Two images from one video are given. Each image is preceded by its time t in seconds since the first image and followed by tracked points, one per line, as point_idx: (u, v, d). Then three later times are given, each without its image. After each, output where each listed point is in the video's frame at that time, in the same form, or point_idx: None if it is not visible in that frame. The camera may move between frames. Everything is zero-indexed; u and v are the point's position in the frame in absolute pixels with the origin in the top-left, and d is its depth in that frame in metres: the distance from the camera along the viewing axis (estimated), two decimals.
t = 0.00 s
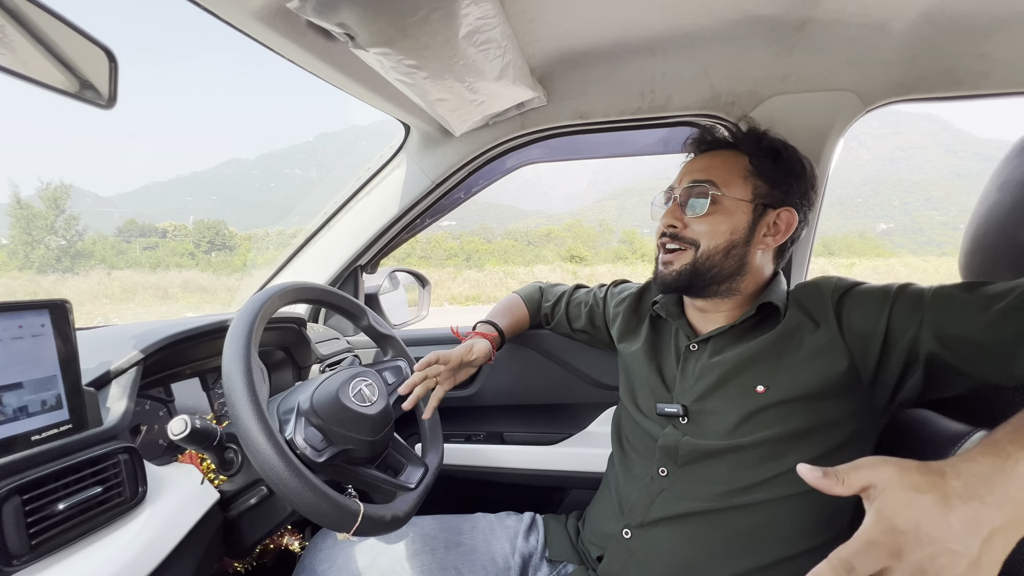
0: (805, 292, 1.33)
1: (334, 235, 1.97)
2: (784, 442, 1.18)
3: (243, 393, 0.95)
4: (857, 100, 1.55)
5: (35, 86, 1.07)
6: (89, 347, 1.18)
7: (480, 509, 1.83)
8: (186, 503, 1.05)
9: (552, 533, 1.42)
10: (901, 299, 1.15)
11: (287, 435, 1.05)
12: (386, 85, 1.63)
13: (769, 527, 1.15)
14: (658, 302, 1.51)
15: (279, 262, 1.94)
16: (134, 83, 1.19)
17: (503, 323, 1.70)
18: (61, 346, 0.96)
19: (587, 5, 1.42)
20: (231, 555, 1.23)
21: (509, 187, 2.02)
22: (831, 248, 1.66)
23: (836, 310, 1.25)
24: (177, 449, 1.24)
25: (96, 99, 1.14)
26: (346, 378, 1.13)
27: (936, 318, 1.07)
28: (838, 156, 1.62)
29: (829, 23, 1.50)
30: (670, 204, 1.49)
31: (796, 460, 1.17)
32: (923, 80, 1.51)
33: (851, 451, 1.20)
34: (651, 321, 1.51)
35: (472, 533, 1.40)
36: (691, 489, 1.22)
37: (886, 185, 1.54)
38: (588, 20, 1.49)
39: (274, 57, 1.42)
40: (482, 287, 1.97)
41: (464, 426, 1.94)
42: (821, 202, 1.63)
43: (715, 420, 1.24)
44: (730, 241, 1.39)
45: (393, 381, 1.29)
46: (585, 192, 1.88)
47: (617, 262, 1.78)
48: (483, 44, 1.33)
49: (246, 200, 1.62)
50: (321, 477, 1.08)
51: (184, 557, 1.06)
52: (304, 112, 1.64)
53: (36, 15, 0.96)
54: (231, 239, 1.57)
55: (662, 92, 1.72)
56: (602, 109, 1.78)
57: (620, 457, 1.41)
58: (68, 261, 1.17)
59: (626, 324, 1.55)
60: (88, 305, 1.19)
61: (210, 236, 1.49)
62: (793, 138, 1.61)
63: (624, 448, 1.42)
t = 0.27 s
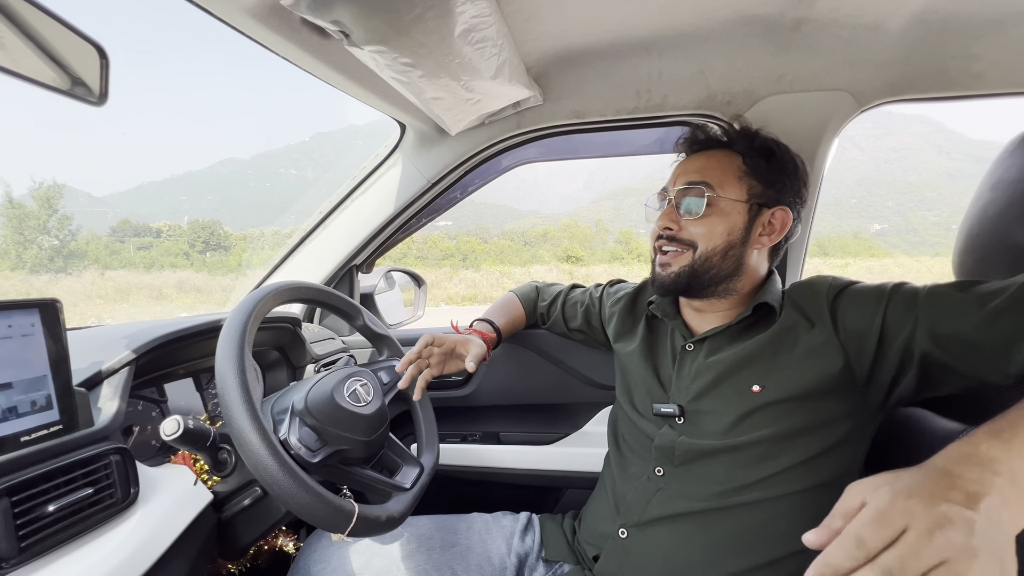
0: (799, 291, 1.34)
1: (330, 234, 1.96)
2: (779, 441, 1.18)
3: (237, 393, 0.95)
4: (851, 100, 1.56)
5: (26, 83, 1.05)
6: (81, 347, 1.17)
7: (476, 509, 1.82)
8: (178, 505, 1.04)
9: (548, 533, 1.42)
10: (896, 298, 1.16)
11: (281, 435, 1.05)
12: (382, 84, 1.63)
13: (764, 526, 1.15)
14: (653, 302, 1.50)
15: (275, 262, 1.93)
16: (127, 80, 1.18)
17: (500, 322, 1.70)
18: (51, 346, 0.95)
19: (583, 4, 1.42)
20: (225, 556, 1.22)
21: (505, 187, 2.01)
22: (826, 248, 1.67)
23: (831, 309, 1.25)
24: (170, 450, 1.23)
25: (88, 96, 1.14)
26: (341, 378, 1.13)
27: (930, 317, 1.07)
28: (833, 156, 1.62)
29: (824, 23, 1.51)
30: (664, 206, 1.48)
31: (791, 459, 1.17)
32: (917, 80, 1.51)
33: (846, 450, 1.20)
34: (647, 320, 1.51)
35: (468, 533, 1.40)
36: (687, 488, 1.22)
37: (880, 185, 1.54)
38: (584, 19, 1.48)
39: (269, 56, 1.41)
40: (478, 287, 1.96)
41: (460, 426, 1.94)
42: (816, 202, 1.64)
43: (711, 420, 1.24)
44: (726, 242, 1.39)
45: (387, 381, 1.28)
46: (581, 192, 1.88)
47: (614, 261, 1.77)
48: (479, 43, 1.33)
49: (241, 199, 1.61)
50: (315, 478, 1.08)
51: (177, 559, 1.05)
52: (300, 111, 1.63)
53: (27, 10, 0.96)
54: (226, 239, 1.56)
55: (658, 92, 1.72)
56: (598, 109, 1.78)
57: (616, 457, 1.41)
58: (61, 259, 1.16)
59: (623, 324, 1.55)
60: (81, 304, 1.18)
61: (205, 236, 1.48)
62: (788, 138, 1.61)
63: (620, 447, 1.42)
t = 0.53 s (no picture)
0: (791, 291, 1.34)
1: (324, 234, 1.96)
2: (773, 441, 1.18)
3: (229, 393, 0.94)
4: (844, 101, 1.57)
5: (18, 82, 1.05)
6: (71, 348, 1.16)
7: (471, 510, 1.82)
8: (169, 507, 1.03)
9: (543, 533, 1.42)
10: (887, 297, 1.16)
11: (274, 436, 1.04)
12: (376, 84, 1.63)
13: (758, 526, 1.15)
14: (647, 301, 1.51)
15: (269, 262, 1.92)
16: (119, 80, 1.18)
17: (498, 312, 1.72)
18: (40, 347, 0.94)
19: (577, 5, 1.43)
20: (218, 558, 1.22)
21: (500, 187, 2.01)
22: (820, 249, 1.67)
23: (823, 309, 1.26)
24: (161, 452, 1.23)
25: (78, 94, 1.11)
26: (334, 378, 1.13)
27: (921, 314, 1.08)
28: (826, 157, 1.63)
29: (817, 24, 1.51)
30: (660, 206, 1.48)
31: (784, 459, 1.17)
32: (909, 81, 1.52)
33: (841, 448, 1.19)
34: (642, 320, 1.51)
35: (462, 534, 1.40)
36: (681, 488, 1.22)
37: (873, 186, 1.55)
38: (578, 19, 1.49)
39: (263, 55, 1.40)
40: (474, 288, 1.96)
41: (455, 427, 1.94)
42: (809, 203, 1.64)
43: (704, 420, 1.24)
44: (722, 241, 1.40)
45: (382, 381, 1.28)
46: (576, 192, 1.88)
47: (609, 262, 1.79)
48: (474, 42, 1.33)
49: (235, 199, 1.60)
50: (308, 479, 1.07)
51: (169, 561, 1.04)
52: (295, 111, 1.63)
53: (20, 11, 0.95)
54: (220, 240, 1.55)
55: (652, 92, 1.72)
56: (593, 109, 1.78)
57: (610, 457, 1.41)
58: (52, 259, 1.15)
59: (617, 324, 1.55)
60: (71, 304, 1.17)
61: (199, 237, 1.48)
62: (781, 138, 1.62)
63: (615, 448, 1.42)
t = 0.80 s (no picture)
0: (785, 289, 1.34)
1: (319, 234, 1.95)
2: (764, 440, 1.18)
3: (220, 393, 0.94)
4: (836, 101, 1.57)
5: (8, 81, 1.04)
6: (59, 348, 1.15)
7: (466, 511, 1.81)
8: (159, 508, 1.03)
9: (538, 533, 1.42)
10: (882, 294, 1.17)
11: (266, 436, 1.03)
12: (370, 83, 1.62)
13: (750, 526, 1.15)
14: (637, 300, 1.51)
15: (263, 263, 1.91)
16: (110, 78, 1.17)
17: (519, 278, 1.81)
18: (27, 346, 0.93)
19: (570, 3, 1.43)
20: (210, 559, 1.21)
21: (496, 187, 2.01)
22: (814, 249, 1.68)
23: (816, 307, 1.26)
24: (152, 454, 1.22)
25: (65, 90, 1.06)
26: (327, 378, 1.12)
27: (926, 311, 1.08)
28: (820, 158, 1.63)
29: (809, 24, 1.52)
30: (650, 199, 1.47)
31: (777, 456, 1.17)
32: (901, 82, 1.53)
33: (836, 445, 1.18)
34: (635, 320, 1.51)
35: (457, 534, 1.39)
36: (675, 488, 1.22)
37: (867, 186, 1.56)
38: (572, 18, 1.49)
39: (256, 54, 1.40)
40: (471, 289, 1.95)
41: (450, 428, 1.93)
42: (803, 203, 1.65)
43: (697, 419, 1.24)
44: (711, 237, 1.40)
45: (375, 382, 1.27)
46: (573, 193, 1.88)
47: (605, 263, 1.77)
48: (467, 40, 1.33)
49: (230, 198, 1.59)
50: (301, 480, 1.06)
51: (160, 563, 1.03)
52: (289, 112, 1.62)
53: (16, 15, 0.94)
54: (215, 241, 1.54)
55: (647, 93, 1.72)
56: (587, 108, 1.78)
57: (604, 458, 1.41)
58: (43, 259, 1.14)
59: (611, 324, 1.55)
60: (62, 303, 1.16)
61: (193, 238, 1.47)
62: (776, 139, 1.62)
63: (609, 448, 1.42)
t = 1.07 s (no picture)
0: (782, 289, 1.35)
1: (315, 236, 1.95)
2: (761, 435, 1.18)
3: (216, 396, 0.94)
4: (828, 105, 1.59)
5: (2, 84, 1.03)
6: (54, 352, 1.15)
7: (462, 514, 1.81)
8: (155, 512, 1.03)
9: (534, 534, 1.42)
10: (873, 298, 1.17)
11: (261, 439, 1.03)
12: (365, 87, 1.63)
13: (744, 520, 1.16)
14: (637, 299, 1.51)
15: (258, 265, 1.91)
16: (105, 82, 1.16)
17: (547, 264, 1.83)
18: (21, 350, 0.93)
19: (565, 8, 1.44)
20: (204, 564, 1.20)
21: (492, 190, 2.01)
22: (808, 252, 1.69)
23: (811, 308, 1.27)
24: (147, 456, 1.21)
25: (62, 95, 1.10)
26: (324, 381, 1.12)
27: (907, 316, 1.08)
28: (813, 161, 1.65)
29: (800, 30, 1.53)
30: (653, 208, 1.42)
31: (773, 452, 1.17)
32: (892, 86, 1.54)
33: (830, 444, 1.19)
34: (632, 321, 1.51)
35: (453, 537, 1.39)
36: (671, 483, 1.23)
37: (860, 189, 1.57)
38: (567, 22, 1.50)
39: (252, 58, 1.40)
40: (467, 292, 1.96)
41: (446, 430, 1.93)
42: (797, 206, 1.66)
43: (693, 415, 1.25)
44: (714, 246, 1.38)
45: (372, 385, 1.27)
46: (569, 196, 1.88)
47: (602, 265, 1.81)
48: (462, 45, 1.33)
49: (226, 202, 1.59)
50: (296, 483, 1.06)
51: (155, 568, 1.03)
52: (284, 114, 1.62)
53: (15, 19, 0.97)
54: (211, 244, 1.54)
55: (641, 96, 1.74)
56: (582, 112, 1.79)
57: (601, 453, 1.41)
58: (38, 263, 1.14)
59: (608, 322, 1.55)
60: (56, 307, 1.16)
61: (189, 240, 1.46)
62: (769, 142, 1.63)
63: (605, 444, 1.42)
